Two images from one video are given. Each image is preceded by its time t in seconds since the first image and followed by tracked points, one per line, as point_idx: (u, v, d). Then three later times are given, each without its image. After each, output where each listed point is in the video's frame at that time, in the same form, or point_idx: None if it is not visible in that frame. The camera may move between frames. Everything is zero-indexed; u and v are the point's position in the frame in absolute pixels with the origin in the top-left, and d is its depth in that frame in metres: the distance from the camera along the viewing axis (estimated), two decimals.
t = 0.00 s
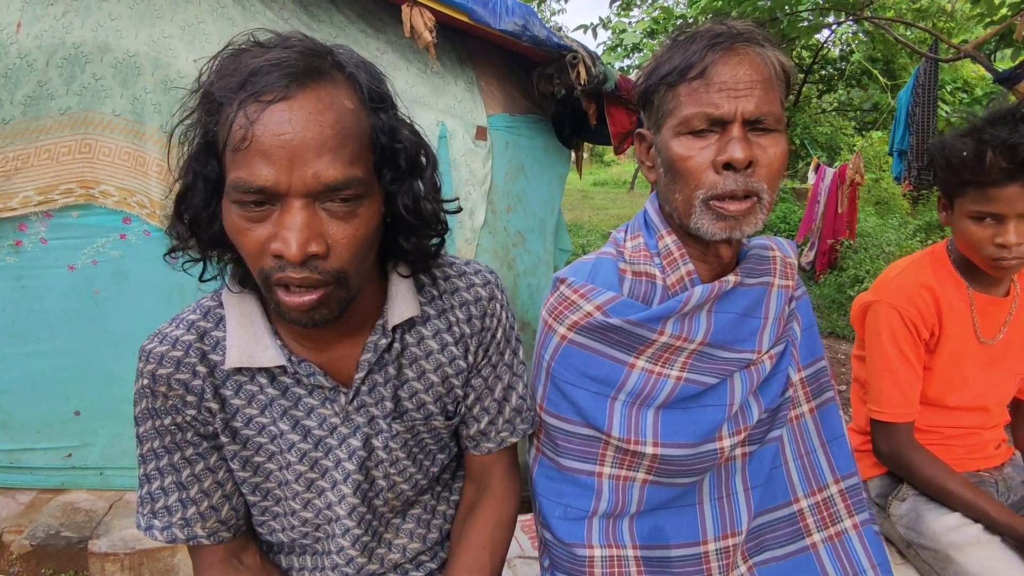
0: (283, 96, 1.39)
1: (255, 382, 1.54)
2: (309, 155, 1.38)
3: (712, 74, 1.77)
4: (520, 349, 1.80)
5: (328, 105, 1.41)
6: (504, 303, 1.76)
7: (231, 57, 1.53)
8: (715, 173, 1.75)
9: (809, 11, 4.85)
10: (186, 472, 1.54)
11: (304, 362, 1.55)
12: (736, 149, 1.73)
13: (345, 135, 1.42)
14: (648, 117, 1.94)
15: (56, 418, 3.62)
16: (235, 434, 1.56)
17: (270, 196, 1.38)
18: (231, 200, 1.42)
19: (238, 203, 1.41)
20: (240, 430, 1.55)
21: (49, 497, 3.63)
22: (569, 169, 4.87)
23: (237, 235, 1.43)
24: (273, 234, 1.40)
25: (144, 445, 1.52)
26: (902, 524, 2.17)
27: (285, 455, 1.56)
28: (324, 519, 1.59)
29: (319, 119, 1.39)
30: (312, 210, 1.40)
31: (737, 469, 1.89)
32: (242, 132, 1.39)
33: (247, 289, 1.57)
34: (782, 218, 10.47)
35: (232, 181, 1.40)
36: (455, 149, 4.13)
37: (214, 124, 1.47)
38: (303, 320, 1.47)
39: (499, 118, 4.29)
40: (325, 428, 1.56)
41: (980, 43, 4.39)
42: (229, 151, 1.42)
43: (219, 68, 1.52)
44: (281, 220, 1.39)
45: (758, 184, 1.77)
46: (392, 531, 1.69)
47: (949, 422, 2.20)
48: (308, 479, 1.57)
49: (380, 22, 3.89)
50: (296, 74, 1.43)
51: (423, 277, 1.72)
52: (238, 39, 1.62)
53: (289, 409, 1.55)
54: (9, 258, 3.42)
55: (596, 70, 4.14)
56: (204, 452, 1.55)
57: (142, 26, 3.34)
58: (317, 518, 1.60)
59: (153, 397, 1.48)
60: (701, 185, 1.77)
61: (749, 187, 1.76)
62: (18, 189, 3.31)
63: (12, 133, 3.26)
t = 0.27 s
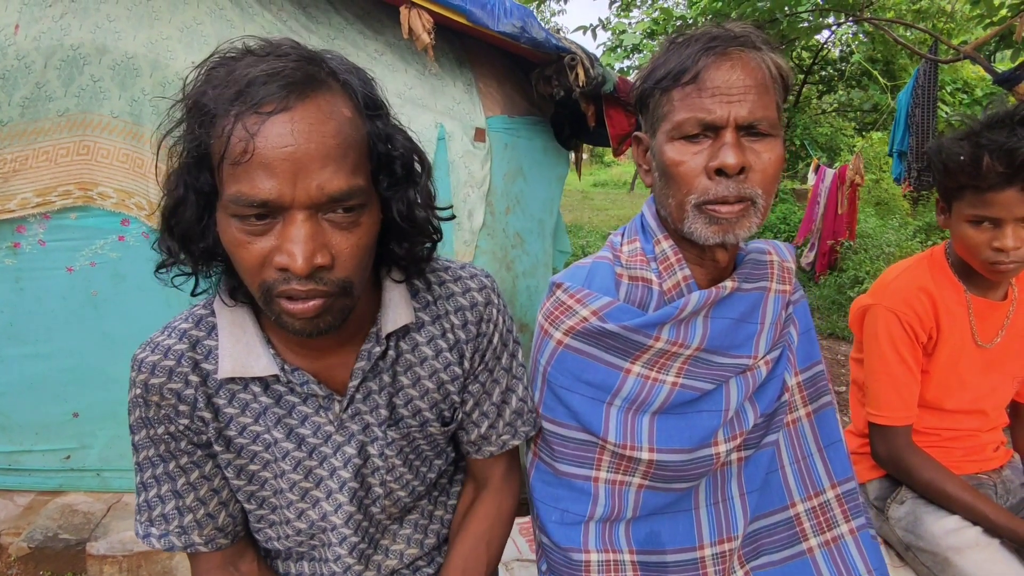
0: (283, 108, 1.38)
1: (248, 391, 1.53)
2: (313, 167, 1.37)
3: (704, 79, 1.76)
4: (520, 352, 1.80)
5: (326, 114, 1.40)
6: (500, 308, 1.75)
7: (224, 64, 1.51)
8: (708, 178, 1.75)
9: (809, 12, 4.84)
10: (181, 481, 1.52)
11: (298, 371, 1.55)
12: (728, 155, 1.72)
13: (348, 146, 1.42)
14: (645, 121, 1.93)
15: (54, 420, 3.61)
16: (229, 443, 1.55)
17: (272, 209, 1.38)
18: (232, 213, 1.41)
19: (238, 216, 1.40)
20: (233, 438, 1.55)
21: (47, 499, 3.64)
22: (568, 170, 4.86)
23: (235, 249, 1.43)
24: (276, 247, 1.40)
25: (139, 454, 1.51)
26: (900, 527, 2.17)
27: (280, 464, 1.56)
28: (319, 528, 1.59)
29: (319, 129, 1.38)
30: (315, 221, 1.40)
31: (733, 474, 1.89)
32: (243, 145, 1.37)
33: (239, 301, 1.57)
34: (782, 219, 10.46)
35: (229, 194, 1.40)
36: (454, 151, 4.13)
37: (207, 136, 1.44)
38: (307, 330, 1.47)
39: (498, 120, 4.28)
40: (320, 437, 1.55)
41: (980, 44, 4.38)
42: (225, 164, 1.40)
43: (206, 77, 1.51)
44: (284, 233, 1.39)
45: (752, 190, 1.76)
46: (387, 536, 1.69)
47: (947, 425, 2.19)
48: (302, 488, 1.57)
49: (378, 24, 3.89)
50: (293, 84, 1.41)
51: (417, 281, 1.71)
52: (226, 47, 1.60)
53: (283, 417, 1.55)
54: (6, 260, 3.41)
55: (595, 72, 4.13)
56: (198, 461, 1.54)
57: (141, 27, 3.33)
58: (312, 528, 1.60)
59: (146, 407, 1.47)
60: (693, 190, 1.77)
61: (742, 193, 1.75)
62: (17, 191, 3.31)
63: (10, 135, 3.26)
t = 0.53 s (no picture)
0: (294, 111, 1.37)
1: (247, 391, 1.53)
2: (324, 171, 1.37)
3: (704, 77, 1.76)
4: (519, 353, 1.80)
5: (336, 118, 1.40)
6: (499, 308, 1.75)
7: (228, 64, 1.49)
8: (708, 177, 1.75)
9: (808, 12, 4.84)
10: (178, 482, 1.52)
11: (297, 372, 1.55)
12: (729, 154, 1.72)
13: (357, 150, 1.42)
14: (645, 121, 1.93)
15: (53, 420, 3.61)
16: (228, 443, 1.55)
17: (282, 213, 1.38)
18: (239, 215, 1.40)
19: (246, 219, 1.40)
20: (232, 439, 1.54)
21: (47, 499, 3.64)
22: (568, 171, 4.86)
23: (242, 253, 1.42)
24: (285, 250, 1.40)
25: (136, 455, 1.51)
26: (900, 527, 2.17)
27: (279, 465, 1.56)
28: (319, 529, 1.60)
29: (329, 134, 1.38)
30: (324, 225, 1.40)
31: (734, 474, 1.88)
32: (254, 148, 1.36)
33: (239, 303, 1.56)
34: (782, 219, 10.45)
35: (238, 198, 1.39)
36: (455, 151, 4.13)
37: (214, 138, 1.42)
38: (311, 335, 1.47)
39: (498, 120, 4.28)
40: (319, 438, 1.55)
41: (980, 43, 4.38)
42: (235, 166, 1.39)
43: (210, 77, 1.49)
44: (293, 237, 1.39)
45: (752, 190, 1.76)
46: (387, 537, 1.69)
47: (948, 425, 2.19)
48: (302, 489, 1.56)
49: (378, 24, 3.89)
50: (301, 87, 1.40)
51: (417, 281, 1.72)
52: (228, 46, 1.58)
53: (282, 418, 1.54)
54: (6, 260, 3.41)
55: (595, 72, 4.13)
56: (196, 462, 1.54)
57: (141, 27, 3.33)
58: (311, 528, 1.60)
59: (144, 408, 1.47)
60: (693, 189, 1.76)
61: (742, 192, 1.75)
62: (17, 191, 3.31)
63: (10, 135, 3.25)
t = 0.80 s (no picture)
0: (299, 108, 1.37)
1: (246, 392, 1.52)
2: (328, 168, 1.37)
3: (711, 78, 1.76)
4: (518, 354, 1.79)
5: (340, 117, 1.40)
6: (498, 308, 1.75)
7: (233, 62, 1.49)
8: (715, 177, 1.74)
9: (809, 12, 4.84)
10: (174, 483, 1.52)
11: (297, 372, 1.54)
12: (737, 153, 1.71)
13: (362, 148, 1.42)
14: (648, 120, 1.93)
15: (53, 421, 3.61)
16: (227, 444, 1.54)
17: (286, 210, 1.38)
18: (242, 211, 1.40)
19: (250, 215, 1.39)
20: (231, 439, 1.54)
21: (47, 500, 3.64)
22: (569, 171, 4.86)
23: (245, 249, 1.42)
24: (288, 247, 1.39)
25: (134, 456, 1.51)
26: (902, 528, 2.16)
27: (278, 465, 1.55)
28: (319, 529, 1.59)
29: (335, 131, 1.38)
30: (327, 222, 1.40)
31: (735, 475, 1.88)
32: (259, 144, 1.36)
33: (237, 302, 1.56)
34: (783, 220, 10.44)
35: (242, 193, 1.39)
36: (455, 151, 4.12)
37: (218, 134, 1.42)
38: (314, 329, 1.47)
39: (498, 120, 4.27)
40: (318, 438, 1.55)
41: (981, 43, 4.37)
42: (238, 161, 1.39)
43: (214, 74, 1.49)
44: (296, 234, 1.39)
45: (759, 189, 1.76)
46: (388, 539, 1.68)
47: (950, 425, 2.19)
48: (300, 489, 1.56)
49: (378, 24, 3.89)
50: (307, 85, 1.40)
51: (416, 281, 1.71)
52: (232, 43, 1.58)
53: (281, 419, 1.54)
54: (6, 260, 3.41)
55: (596, 72, 4.13)
56: (194, 463, 1.53)
57: (141, 28, 3.33)
58: (311, 529, 1.59)
59: (142, 408, 1.47)
60: (699, 189, 1.76)
61: (749, 192, 1.74)
62: (17, 191, 3.31)
63: (10, 135, 3.25)
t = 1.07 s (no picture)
0: (310, 100, 1.38)
1: (246, 391, 1.52)
2: (337, 160, 1.38)
3: (718, 77, 1.75)
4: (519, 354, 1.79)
5: (350, 112, 1.41)
6: (500, 308, 1.75)
7: (245, 56, 1.51)
8: (722, 176, 1.74)
9: (810, 13, 4.84)
10: (177, 482, 1.52)
11: (296, 372, 1.54)
12: (743, 152, 1.71)
13: (369, 143, 1.43)
14: (652, 119, 1.93)
15: (55, 421, 3.61)
16: (228, 444, 1.54)
17: (293, 200, 1.38)
18: (248, 200, 1.40)
19: (254, 204, 1.40)
20: (231, 439, 1.54)
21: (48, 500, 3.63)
22: (570, 171, 4.87)
23: (247, 240, 1.42)
24: (291, 238, 1.39)
25: (136, 455, 1.51)
26: (904, 527, 2.16)
27: (279, 466, 1.55)
28: (319, 530, 1.59)
29: (344, 124, 1.39)
30: (332, 215, 1.40)
31: (738, 474, 1.88)
32: (268, 133, 1.37)
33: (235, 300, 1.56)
34: (783, 220, 10.44)
35: (248, 182, 1.39)
36: (456, 151, 4.12)
37: (228, 122, 1.43)
38: (310, 327, 1.45)
39: (499, 120, 4.27)
40: (318, 438, 1.54)
41: (982, 43, 4.37)
42: (247, 150, 1.39)
43: (227, 66, 1.51)
44: (301, 225, 1.38)
45: (763, 188, 1.75)
46: (390, 539, 1.68)
47: (952, 425, 2.18)
48: (301, 490, 1.56)
49: (380, 24, 3.89)
50: (319, 78, 1.41)
51: (417, 281, 1.71)
52: (247, 38, 1.60)
53: (281, 418, 1.54)
54: (8, 260, 3.41)
55: (597, 72, 4.14)
56: (195, 463, 1.53)
57: (143, 27, 3.33)
58: (311, 529, 1.59)
59: (143, 408, 1.47)
60: (705, 188, 1.76)
61: (755, 191, 1.74)
62: (18, 191, 3.31)
63: (12, 135, 3.25)
